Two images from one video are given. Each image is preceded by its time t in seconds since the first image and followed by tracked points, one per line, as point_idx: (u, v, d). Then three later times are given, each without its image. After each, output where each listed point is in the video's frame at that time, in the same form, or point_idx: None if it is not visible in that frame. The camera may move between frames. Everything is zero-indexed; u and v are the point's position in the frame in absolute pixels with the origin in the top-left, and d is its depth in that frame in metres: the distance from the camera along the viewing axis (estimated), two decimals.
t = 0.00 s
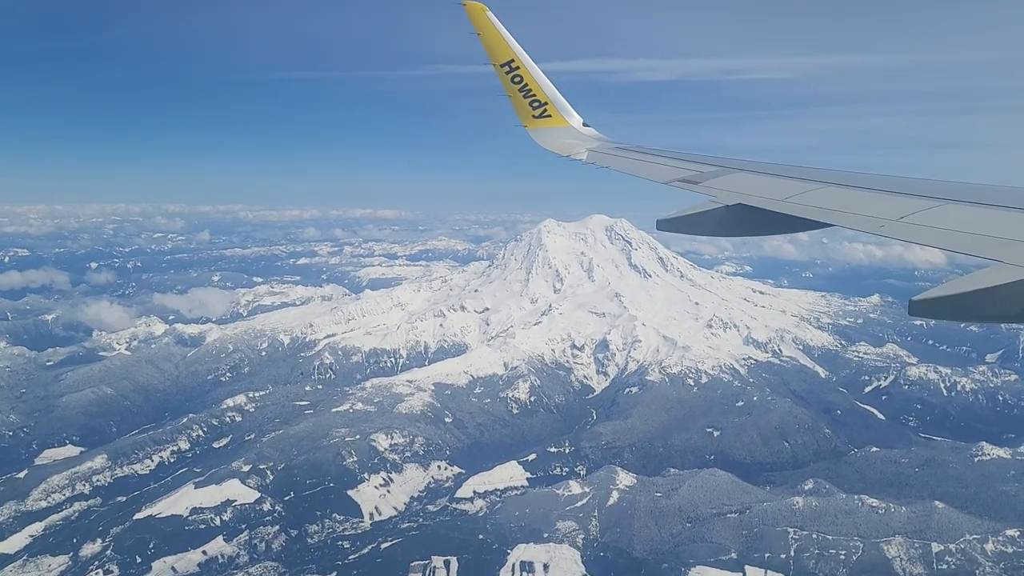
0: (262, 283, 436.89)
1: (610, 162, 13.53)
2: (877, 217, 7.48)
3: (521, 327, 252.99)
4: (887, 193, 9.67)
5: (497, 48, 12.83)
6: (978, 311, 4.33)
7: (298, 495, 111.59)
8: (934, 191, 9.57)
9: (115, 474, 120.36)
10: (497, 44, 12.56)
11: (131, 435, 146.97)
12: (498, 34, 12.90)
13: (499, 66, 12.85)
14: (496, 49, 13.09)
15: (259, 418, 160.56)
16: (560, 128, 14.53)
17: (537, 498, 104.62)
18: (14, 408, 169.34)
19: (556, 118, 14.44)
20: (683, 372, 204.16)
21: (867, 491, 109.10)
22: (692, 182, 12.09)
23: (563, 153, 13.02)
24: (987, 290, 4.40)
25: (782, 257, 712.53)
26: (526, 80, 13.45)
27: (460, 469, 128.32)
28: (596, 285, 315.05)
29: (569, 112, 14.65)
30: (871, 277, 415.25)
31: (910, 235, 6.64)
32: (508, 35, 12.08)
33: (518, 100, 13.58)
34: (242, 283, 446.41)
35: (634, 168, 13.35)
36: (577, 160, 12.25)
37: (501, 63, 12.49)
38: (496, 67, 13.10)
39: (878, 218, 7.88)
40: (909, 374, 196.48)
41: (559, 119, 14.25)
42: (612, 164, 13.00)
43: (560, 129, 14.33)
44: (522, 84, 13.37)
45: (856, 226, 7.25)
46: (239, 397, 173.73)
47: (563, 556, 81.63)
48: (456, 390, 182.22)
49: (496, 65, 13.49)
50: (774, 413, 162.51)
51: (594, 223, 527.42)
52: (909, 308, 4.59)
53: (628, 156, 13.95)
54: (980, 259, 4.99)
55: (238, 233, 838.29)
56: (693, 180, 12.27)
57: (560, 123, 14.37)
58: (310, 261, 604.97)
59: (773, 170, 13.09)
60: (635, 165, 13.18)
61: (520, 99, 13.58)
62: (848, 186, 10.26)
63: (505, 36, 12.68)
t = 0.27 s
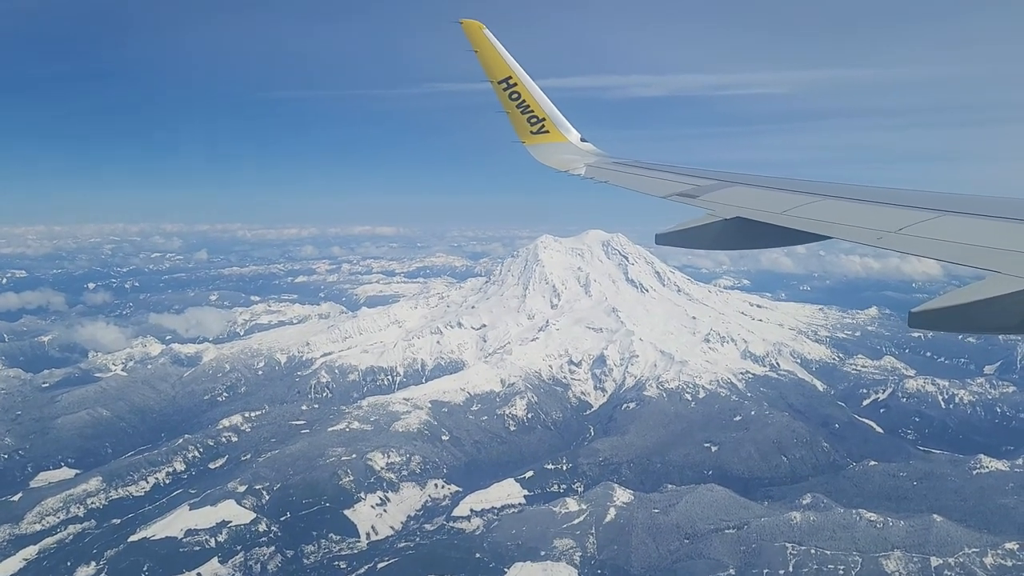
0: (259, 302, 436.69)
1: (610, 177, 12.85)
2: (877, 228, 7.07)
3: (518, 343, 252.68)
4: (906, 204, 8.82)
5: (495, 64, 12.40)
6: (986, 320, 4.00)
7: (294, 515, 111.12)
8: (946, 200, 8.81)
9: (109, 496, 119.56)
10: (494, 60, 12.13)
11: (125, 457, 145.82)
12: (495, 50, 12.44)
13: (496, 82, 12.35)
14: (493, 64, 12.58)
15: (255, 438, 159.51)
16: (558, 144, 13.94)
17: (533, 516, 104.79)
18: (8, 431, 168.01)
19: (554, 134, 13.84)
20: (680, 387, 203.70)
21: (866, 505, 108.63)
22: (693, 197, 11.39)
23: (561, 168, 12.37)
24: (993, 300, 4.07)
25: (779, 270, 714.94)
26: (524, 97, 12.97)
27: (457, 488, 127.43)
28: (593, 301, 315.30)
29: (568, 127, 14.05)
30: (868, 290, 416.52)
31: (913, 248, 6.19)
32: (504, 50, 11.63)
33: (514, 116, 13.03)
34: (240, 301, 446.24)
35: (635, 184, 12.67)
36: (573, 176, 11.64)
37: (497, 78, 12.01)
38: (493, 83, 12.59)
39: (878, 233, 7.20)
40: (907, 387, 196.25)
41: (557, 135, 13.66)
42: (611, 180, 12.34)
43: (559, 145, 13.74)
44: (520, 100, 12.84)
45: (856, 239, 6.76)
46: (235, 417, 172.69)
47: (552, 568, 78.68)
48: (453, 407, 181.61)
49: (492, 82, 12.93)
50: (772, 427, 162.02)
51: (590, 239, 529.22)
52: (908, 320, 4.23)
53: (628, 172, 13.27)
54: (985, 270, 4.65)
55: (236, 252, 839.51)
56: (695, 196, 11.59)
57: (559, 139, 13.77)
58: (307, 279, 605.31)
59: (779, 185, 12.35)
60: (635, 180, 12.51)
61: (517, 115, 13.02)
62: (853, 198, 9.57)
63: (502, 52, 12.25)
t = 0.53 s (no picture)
0: (256, 315, 436.07)
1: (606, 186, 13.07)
2: (870, 236, 7.15)
3: (515, 354, 252.52)
4: (902, 212, 8.96)
5: (494, 76, 12.68)
6: (977, 328, 4.16)
7: (289, 527, 110.44)
8: (939, 207, 8.86)
9: (104, 510, 118.89)
10: (494, 71, 12.41)
11: (121, 471, 145.10)
12: (495, 62, 12.74)
13: (495, 94, 12.63)
14: (492, 76, 12.88)
15: (251, 450, 158.86)
16: (555, 154, 14.18)
17: (529, 528, 103.85)
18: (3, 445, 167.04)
19: (551, 145, 14.10)
20: (677, 397, 203.56)
21: (862, 515, 108.38)
22: (688, 206, 11.52)
23: (559, 178, 12.62)
24: (986, 309, 4.22)
25: (775, 279, 716.79)
26: (522, 108, 13.22)
27: (453, 500, 126.71)
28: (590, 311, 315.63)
29: (565, 138, 14.32)
30: (864, 298, 417.56)
31: (906, 253, 6.27)
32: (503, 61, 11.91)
33: (512, 127, 13.28)
34: (237, 314, 445.67)
35: (631, 192, 12.84)
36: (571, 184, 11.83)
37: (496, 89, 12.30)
38: (492, 95, 12.88)
39: (874, 241, 7.25)
40: (904, 396, 196.32)
41: (555, 146, 13.91)
42: (607, 189, 12.52)
43: (556, 155, 13.97)
44: (518, 111, 13.13)
45: (850, 246, 6.80)
46: (231, 430, 172.00)
47: None
48: (450, 418, 181.20)
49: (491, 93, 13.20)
50: (769, 436, 161.86)
51: (588, 250, 530.55)
52: (905, 328, 4.40)
53: (624, 181, 13.49)
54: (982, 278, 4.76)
55: (234, 265, 839.49)
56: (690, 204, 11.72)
57: (556, 150, 14.06)
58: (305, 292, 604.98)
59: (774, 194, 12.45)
60: (631, 189, 12.70)
61: (516, 125, 13.28)
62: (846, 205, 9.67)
63: (502, 65, 12.55)
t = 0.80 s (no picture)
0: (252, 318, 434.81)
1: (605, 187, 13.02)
2: (866, 235, 7.08)
3: (510, 356, 252.38)
4: (903, 209, 8.84)
5: (492, 78, 12.59)
6: (973, 326, 4.06)
7: (284, 531, 110.15)
8: (934, 206, 8.77)
9: (98, 515, 118.29)
10: (490, 73, 12.32)
11: (116, 475, 144.48)
12: (492, 63, 12.64)
13: (493, 96, 12.57)
14: (489, 78, 12.78)
15: (247, 454, 158.40)
16: (554, 156, 14.11)
17: (523, 531, 103.75)
18: None
19: (550, 146, 14.05)
20: (673, 399, 203.62)
21: (855, 516, 108.50)
22: (685, 206, 11.45)
23: (557, 179, 12.57)
24: (981, 309, 4.13)
25: (772, 281, 718.40)
26: (520, 109, 13.13)
27: (448, 503, 126.43)
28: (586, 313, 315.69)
29: (563, 139, 14.27)
30: (860, 299, 418.46)
31: (903, 252, 6.20)
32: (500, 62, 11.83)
33: (510, 128, 13.21)
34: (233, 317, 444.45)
35: (629, 194, 12.80)
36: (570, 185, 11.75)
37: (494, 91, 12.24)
38: (490, 96, 12.81)
39: (871, 240, 7.17)
40: (900, 397, 196.68)
41: (553, 147, 13.84)
42: (606, 190, 12.44)
43: (553, 157, 13.91)
44: (516, 113, 13.06)
45: (844, 246, 6.75)
46: (226, 433, 171.37)
47: None
48: (445, 421, 181.06)
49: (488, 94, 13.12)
50: (764, 438, 161.99)
51: (584, 252, 530.64)
52: (904, 329, 4.26)
53: (623, 182, 13.42)
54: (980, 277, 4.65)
55: (231, 268, 837.86)
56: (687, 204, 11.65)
57: (555, 151, 14.00)
58: (301, 296, 603.81)
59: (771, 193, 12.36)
60: (629, 190, 12.64)
61: (513, 127, 13.21)
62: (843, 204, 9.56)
63: (499, 66, 12.47)
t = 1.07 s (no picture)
0: (248, 319, 433.69)
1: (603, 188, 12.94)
2: (864, 234, 7.02)
3: (506, 357, 252.01)
4: (901, 210, 8.74)
5: (489, 77, 12.52)
6: (968, 326, 4.00)
7: (278, 533, 109.64)
8: (931, 206, 8.69)
9: (91, 517, 117.66)
10: (488, 72, 12.24)
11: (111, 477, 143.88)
12: (490, 64, 12.58)
13: (491, 96, 12.51)
14: (487, 77, 12.71)
15: (242, 455, 157.87)
16: (552, 156, 14.04)
17: (517, 531, 102.94)
18: None
19: (548, 146, 13.96)
20: (668, 400, 203.58)
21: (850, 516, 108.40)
22: (684, 206, 11.37)
23: (555, 180, 12.51)
24: (975, 309, 4.07)
25: (768, 282, 719.26)
26: (518, 109, 13.05)
27: (443, 503, 125.70)
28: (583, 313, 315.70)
29: (562, 139, 14.17)
30: (856, 299, 419.22)
31: (899, 252, 6.15)
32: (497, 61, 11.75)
33: (508, 129, 13.13)
34: (230, 318, 443.27)
35: (627, 195, 12.70)
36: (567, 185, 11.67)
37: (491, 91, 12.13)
38: (487, 97, 12.76)
39: (867, 240, 7.11)
40: (896, 397, 196.92)
41: (551, 147, 13.76)
42: (603, 190, 12.38)
43: (552, 157, 13.83)
44: (514, 113, 12.97)
45: (842, 246, 6.64)
46: (221, 435, 170.71)
47: None
48: (441, 422, 180.76)
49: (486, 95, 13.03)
50: (759, 438, 161.99)
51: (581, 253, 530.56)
52: (897, 328, 4.21)
53: (621, 183, 13.33)
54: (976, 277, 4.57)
55: (227, 270, 836.04)
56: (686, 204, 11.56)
57: (553, 151, 13.91)
58: (298, 297, 602.41)
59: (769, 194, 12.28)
60: (627, 191, 12.55)
61: (511, 127, 13.14)
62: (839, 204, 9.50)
63: (497, 66, 12.41)
